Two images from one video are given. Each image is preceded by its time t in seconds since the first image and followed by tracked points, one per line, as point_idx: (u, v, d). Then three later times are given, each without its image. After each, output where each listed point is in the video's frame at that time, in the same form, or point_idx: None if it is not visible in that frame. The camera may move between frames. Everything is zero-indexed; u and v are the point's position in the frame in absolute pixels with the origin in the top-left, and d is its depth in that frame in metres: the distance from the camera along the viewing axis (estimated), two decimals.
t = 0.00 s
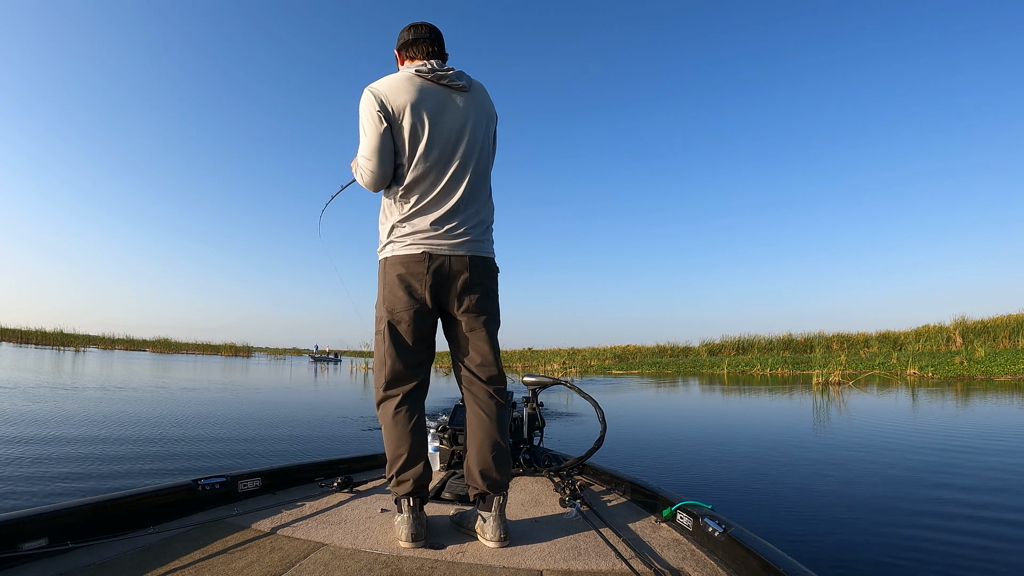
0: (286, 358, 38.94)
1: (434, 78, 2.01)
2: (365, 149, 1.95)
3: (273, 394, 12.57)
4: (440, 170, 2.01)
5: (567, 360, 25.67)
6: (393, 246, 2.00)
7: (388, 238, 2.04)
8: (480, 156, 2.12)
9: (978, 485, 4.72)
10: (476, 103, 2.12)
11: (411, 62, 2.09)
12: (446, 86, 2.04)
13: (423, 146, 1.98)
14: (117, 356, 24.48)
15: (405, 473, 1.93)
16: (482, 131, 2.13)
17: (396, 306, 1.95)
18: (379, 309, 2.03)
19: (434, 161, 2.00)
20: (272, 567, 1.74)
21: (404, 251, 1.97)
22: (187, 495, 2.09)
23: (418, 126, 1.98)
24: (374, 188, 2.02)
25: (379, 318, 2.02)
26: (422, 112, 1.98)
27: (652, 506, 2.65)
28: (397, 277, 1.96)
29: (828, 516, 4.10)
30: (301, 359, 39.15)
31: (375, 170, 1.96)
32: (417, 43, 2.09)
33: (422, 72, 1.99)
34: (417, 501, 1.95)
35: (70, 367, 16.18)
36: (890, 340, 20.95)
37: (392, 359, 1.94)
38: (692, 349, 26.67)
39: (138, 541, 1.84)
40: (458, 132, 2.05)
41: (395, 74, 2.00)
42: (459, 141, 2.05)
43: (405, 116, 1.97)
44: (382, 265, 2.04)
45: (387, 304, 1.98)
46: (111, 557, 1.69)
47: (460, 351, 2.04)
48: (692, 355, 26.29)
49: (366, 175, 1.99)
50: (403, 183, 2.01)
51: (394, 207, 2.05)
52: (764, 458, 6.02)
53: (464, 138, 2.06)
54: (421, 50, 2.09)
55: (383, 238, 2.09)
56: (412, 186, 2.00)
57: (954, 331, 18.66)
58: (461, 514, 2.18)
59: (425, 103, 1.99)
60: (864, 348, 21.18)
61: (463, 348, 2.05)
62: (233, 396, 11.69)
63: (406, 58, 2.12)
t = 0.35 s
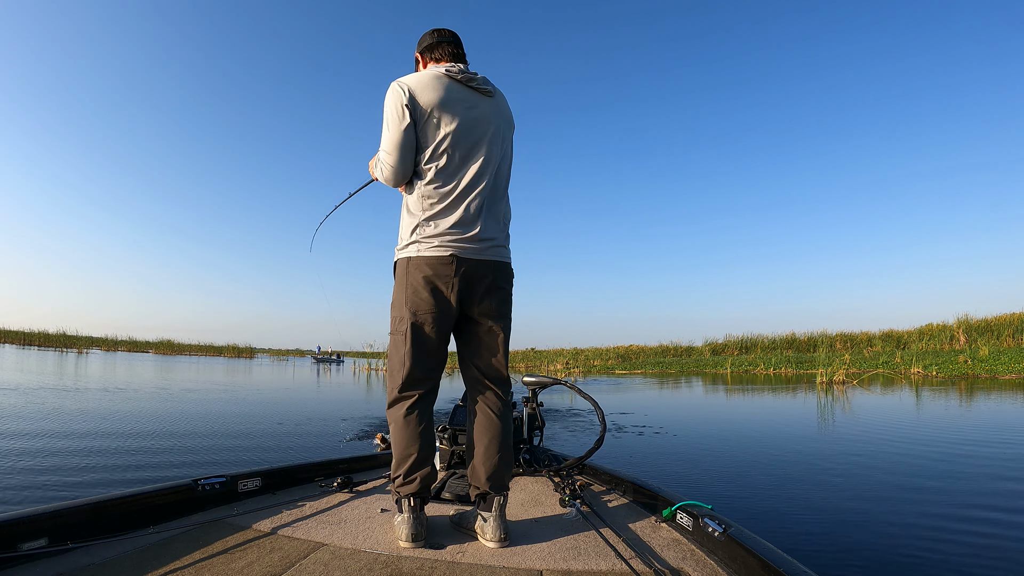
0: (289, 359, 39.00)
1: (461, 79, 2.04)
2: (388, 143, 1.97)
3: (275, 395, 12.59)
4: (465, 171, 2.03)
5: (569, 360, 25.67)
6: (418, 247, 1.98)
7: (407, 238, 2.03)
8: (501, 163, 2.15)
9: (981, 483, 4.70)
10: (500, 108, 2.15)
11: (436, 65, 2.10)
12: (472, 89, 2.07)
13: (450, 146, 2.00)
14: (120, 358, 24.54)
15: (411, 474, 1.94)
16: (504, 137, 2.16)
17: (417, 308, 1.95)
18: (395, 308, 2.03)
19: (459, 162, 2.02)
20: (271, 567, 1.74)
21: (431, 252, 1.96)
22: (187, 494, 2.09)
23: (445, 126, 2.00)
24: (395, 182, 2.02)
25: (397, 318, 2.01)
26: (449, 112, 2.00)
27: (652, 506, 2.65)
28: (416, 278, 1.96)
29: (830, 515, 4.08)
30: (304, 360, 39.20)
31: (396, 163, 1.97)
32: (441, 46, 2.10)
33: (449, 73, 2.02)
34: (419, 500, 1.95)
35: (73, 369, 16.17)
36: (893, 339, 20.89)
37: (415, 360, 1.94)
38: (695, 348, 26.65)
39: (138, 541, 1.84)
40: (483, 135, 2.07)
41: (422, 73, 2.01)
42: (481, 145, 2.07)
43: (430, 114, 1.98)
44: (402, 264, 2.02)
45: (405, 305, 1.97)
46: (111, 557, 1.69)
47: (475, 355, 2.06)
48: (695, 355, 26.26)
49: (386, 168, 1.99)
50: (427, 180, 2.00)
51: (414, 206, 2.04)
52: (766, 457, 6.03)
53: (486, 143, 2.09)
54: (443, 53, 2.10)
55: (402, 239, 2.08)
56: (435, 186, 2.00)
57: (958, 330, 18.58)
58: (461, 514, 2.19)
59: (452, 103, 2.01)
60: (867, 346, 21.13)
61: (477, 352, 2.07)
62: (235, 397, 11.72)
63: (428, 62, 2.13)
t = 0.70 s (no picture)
0: (292, 360, 39.09)
1: (491, 83, 2.05)
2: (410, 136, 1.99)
3: (278, 395, 12.63)
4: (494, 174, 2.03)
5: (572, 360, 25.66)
6: (453, 245, 1.93)
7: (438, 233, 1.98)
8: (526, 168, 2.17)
9: (986, 483, 4.67)
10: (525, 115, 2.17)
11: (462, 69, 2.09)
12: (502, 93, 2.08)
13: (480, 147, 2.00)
14: (123, 359, 24.61)
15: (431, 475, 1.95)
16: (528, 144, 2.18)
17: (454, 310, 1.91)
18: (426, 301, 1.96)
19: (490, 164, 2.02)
20: (271, 567, 1.74)
21: (469, 251, 1.92)
22: (187, 494, 2.10)
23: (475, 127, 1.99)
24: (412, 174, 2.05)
25: (429, 316, 1.94)
26: (479, 114, 2.00)
27: (652, 506, 2.65)
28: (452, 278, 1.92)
29: (832, 515, 4.07)
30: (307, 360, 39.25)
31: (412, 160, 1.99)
32: (469, 52, 2.10)
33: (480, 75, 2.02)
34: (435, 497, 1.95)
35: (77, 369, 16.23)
36: (897, 339, 20.84)
37: (446, 361, 1.92)
38: (698, 348, 26.62)
39: (137, 540, 1.85)
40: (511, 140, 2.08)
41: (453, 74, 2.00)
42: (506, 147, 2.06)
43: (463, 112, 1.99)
44: (435, 261, 1.95)
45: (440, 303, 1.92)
46: (111, 557, 1.70)
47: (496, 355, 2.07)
48: (698, 354, 26.23)
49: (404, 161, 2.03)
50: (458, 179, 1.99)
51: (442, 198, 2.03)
52: (768, 457, 6.02)
53: (515, 147, 2.09)
54: (470, 59, 2.10)
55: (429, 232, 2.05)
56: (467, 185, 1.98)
57: (961, 329, 18.53)
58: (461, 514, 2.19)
59: (482, 106, 2.01)
60: (870, 346, 21.08)
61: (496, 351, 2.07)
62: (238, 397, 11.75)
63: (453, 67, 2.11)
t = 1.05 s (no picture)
0: (295, 360, 39.17)
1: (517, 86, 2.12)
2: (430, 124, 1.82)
3: (279, 396, 12.65)
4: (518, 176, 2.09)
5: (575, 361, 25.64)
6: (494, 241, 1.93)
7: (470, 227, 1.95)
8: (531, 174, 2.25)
9: (990, 483, 4.64)
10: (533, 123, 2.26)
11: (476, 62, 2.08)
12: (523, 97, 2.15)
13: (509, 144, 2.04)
14: (127, 359, 24.62)
15: (501, 478, 1.90)
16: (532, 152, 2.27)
17: (499, 304, 1.93)
18: (473, 297, 1.90)
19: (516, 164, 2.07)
20: (270, 567, 1.74)
21: (504, 246, 1.94)
22: (186, 493, 2.11)
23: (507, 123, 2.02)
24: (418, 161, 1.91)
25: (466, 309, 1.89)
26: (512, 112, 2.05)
27: (652, 506, 2.64)
28: (500, 272, 1.93)
29: (833, 515, 4.06)
30: (310, 360, 39.32)
31: (426, 147, 1.82)
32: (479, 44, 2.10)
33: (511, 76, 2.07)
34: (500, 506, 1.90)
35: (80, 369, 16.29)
36: (900, 338, 20.77)
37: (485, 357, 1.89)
38: (701, 348, 26.57)
39: (135, 539, 1.85)
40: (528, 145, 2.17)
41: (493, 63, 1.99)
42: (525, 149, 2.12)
43: (497, 107, 1.98)
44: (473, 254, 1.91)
45: (486, 298, 1.91)
46: (109, 555, 1.70)
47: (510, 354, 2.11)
48: (700, 354, 26.17)
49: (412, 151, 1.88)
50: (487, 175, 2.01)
51: (465, 188, 2.01)
52: (770, 457, 6.01)
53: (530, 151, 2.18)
54: (482, 51, 2.10)
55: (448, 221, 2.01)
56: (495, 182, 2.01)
57: (965, 328, 18.46)
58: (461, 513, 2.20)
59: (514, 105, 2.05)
60: (874, 345, 21.01)
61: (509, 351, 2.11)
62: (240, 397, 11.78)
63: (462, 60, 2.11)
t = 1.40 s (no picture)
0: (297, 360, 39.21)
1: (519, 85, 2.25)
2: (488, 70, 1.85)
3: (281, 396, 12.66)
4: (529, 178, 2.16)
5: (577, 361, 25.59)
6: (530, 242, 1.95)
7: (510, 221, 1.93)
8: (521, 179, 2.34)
9: (994, 483, 4.62)
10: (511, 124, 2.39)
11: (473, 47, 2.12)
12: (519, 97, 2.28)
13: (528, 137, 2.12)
14: (130, 360, 24.69)
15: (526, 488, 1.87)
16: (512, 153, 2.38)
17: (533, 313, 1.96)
18: (517, 306, 1.88)
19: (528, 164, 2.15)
20: (270, 566, 1.74)
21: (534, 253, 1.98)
22: (186, 492, 2.11)
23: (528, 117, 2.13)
24: (449, 88, 1.89)
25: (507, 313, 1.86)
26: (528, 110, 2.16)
27: (652, 507, 2.64)
28: (535, 285, 1.98)
29: (835, 514, 4.06)
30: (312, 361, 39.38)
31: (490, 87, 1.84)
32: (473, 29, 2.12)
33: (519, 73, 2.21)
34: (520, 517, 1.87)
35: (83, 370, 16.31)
36: (903, 338, 20.69)
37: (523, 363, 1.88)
38: (704, 348, 26.51)
39: (136, 539, 1.86)
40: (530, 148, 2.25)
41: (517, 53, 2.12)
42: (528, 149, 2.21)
43: (521, 87, 2.07)
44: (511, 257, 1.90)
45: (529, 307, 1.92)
46: (109, 554, 1.71)
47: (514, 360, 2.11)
48: (703, 354, 26.11)
49: (458, 77, 1.83)
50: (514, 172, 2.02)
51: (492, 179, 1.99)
52: (772, 457, 6.00)
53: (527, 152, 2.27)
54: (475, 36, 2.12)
55: (476, 209, 1.94)
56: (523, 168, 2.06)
57: (969, 327, 18.40)
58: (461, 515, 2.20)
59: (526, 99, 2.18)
60: (877, 345, 20.93)
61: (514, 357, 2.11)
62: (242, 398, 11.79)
63: (456, 48, 2.13)
